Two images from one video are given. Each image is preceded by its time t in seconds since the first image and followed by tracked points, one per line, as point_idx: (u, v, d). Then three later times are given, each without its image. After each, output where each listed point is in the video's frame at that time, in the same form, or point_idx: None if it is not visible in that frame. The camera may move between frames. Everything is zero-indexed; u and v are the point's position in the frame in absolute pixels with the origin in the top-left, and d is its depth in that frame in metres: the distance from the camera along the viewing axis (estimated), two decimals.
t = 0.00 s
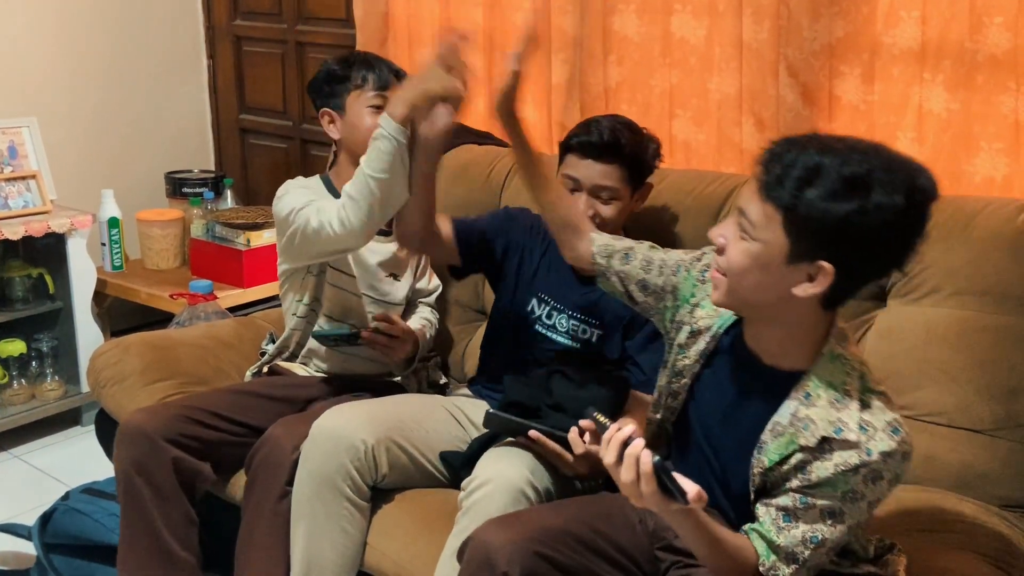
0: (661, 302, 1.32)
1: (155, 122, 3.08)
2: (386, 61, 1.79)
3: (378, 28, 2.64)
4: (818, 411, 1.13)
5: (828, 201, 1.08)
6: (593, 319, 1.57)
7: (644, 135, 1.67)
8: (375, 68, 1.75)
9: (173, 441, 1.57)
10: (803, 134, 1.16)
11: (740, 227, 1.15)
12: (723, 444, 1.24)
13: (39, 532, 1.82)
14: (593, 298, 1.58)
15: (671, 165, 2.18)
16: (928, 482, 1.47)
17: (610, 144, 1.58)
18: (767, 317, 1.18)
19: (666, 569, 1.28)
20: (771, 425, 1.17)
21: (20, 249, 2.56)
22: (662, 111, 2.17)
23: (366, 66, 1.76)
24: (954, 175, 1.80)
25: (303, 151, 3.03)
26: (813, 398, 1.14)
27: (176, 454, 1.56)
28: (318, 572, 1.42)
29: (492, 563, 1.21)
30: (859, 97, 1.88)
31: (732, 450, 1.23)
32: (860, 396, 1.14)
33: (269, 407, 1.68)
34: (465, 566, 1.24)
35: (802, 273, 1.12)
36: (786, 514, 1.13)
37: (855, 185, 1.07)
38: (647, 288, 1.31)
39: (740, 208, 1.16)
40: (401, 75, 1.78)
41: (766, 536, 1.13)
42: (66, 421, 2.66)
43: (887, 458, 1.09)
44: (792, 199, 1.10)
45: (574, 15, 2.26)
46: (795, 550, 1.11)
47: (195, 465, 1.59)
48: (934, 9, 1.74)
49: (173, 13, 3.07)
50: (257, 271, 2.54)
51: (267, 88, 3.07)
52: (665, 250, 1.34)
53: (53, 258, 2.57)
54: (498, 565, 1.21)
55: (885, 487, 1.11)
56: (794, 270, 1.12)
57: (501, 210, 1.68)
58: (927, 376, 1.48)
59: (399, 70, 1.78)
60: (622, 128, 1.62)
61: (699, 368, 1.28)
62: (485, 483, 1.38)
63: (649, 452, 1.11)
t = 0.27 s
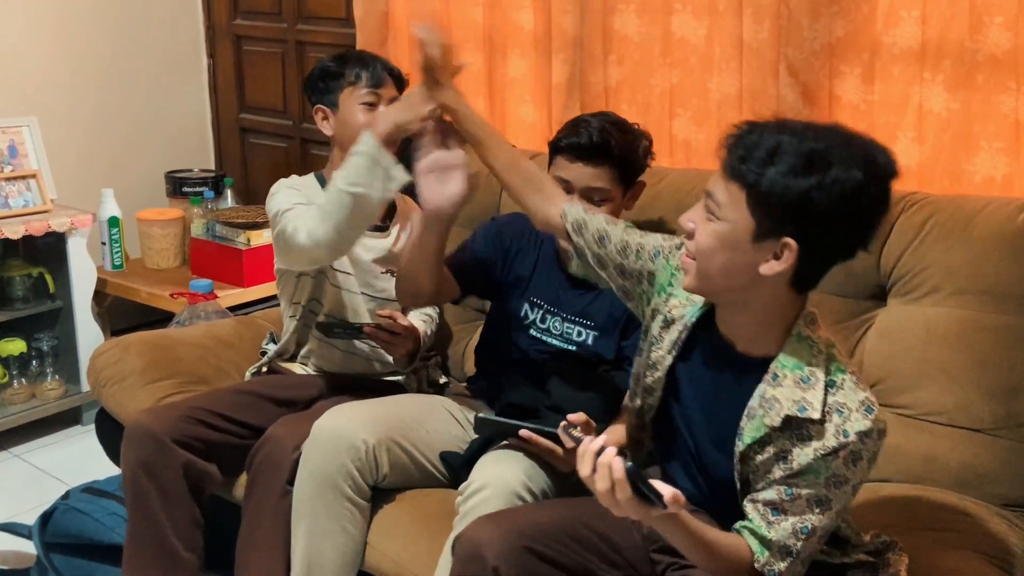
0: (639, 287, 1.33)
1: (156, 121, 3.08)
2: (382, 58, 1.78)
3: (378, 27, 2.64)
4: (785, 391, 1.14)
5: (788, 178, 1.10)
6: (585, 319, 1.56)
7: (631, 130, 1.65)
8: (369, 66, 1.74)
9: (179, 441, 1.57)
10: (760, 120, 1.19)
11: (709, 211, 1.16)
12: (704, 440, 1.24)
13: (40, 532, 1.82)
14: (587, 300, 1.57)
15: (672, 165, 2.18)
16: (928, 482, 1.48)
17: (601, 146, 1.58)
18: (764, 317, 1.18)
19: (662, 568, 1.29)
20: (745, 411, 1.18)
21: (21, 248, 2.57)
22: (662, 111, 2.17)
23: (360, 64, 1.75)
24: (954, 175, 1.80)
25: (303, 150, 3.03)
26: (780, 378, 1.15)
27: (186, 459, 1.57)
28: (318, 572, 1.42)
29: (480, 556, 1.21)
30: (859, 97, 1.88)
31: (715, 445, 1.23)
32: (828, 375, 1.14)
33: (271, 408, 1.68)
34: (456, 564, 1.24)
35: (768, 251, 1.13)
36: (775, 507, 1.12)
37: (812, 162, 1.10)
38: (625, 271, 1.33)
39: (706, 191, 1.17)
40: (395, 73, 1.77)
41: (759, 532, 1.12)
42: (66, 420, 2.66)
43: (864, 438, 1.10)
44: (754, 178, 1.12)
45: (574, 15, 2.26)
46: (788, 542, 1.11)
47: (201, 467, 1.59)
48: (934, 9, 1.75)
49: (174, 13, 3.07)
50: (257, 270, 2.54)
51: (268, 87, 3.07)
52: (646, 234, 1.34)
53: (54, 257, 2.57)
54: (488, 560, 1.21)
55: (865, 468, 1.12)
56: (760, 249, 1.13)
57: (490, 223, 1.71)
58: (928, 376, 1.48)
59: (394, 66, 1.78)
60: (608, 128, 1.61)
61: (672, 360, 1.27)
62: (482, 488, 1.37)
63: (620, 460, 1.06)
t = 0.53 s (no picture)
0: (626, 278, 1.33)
1: (156, 121, 3.08)
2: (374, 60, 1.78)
3: (378, 27, 2.64)
4: (777, 379, 1.13)
5: (779, 164, 1.09)
6: (586, 321, 1.55)
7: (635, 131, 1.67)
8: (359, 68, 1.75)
9: (179, 441, 1.57)
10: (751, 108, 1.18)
11: (700, 201, 1.16)
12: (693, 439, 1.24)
13: (41, 531, 1.82)
14: (588, 301, 1.56)
15: (672, 164, 2.17)
16: (929, 481, 1.48)
17: (596, 136, 1.58)
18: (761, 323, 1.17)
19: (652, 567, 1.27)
20: (737, 399, 1.17)
21: (21, 247, 2.57)
22: (662, 110, 2.17)
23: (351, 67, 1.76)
24: (955, 175, 1.80)
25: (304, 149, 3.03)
26: (773, 366, 1.14)
27: (186, 457, 1.57)
28: (318, 570, 1.43)
29: (465, 559, 1.21)
30: (860, 96, 1.88)
31: (706, 442, 1.22)
32: (820, 364, 1.13)
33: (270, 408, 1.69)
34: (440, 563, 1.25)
35: (761, 238, 1.12)
36: (766, 500, 1.12)
37: (801, 147, 1.09)
38: (615, 263, 1.33)
39: (698, 181, 1.17)
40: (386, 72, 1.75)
41: (749, 524, 1.12)
42: (67, 420, 2.66)
43: (853, 428, 1.09)
44: (744, 163, 1.11)
45: (574, 14, 2.26)
46: (777, 533, 1.10)
47: (203, 468, 1.59)
48: (935, 8, 1.74)
49: (175, 13, 3.08)
50: (257, 269, 2.54)
51: (268, 87, 3.07)
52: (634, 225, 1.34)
53: (54, 257, 2.57)
54: (474, 563, 1.21)
55: (854, 458, 1.11)
56: (753, 237, 1.12)
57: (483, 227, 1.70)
58: (928, 375, 1.48)
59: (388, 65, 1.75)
60: (611, 122, 1.62)
61: (661, 348, 1.26)
62: (473, 492, 1.37)
63: (594, 461, 1.06)
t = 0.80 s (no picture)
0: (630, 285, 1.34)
1: (157, 120, 3.08)
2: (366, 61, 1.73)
3: (379, 26, 2.64)
4: (779, 379, 1.13)
5: (777, 171, 1.08)
6: (587, 318, 1.56)
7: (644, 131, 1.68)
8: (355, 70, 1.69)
9: (168, 437, 1.57)
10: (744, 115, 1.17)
11: (700, 210, 1.15)
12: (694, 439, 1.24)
13: (41, 530, 1.82)
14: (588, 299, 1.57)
15: (672, 164, 2.17)
16: (929, 480, 1.48)
17: (599, 127, 1.61)
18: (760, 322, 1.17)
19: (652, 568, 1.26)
20: (736, 399, 1.17)
21: (22, 247, 2.57)
22: (663, 109, 2.17)
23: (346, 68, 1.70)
24: (956, 175, 1.79)
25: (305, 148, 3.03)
26: (775, 366, 1.14)
27: (171, 452, 1.57)
28: (317, 569, 1.42)
29: (464, 555, 1.21)
30: (861, 96, 1.88)
31: (707, 441, 1.22)
32: (822, 364, 1.13)
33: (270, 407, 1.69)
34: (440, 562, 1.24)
35: (765, 245, 1.11)
36: (763, 497, 1.11)
37: (799, 154, 1.08)
38: (619, 271, 1.33)
39: (696, 190, 1.16)
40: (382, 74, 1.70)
41: (745, 521, 1.10)
42: (68, 419, 2.67)
43: (854, 427, 1.08)
44: (744, 173, 1.10)
45: (574, 14, 2.26)
46: (774, 532, 1.08)
47: (191, 461, 1.59)
48: (936, 8, 1.74)
49: (176, 13, 3.08)
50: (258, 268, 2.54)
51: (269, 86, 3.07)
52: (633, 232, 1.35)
53: (55, 256, 2.57)
54: (473, 557, 1.21)
55: (854, 458, 1.11)
56: (755, 244, 1.11)
57: (489, 229, 1.70)
58: (929, 375, 1.48)
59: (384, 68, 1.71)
60: (619, 117, 1.64)
61: (668, 353, 1.27)
62: (465, 497, 1.36)
63: (579, 443, 1.07)
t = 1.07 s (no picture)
0: (645, 295, 1.32)
1: (158, 119, 3.08)
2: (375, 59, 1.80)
3: (380, 25, 2.64)
4: (803, 395, 1.13)
5: (778, 195, 1.05)
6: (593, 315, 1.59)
7: (655, 134, 1.70)
8: (364, 68, 1.76)
9: (154, 437, 1.57)
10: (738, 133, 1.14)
11: (706, 237, 1.12)
12: (704, 438, 1.24)
13: (42, 529, 1.82)
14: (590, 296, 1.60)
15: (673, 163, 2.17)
16: (930, 479, 1.47)
17: (610, 128, 1.63)
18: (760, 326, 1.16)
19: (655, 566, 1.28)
20: (756, 410, 1.17)
21: (24, 246, 2.57)
22: (664, 109, 2.17)
23: (355, 66, 1.77)
24: (958, 174, 1.79)
25: (306, 148, 3.03)
26: (798, 380, 1.14)
27: (158, 448, 1.56)
28: (317, 569, 1.42)
29: (474, 554, 1.21)
30: (862, 95, 1.87)
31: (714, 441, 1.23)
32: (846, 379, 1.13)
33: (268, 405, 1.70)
34: (449, 563, 1.24)
35: (776, 266, 1.09)
36: (773, 501, 1.12)
37: (798, 171, 1.05)
38: (635, 283, 1.31)
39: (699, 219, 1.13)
40: (390, 74, 1.78)
41: (753, 521, 1.12)
42: (69, 418, 2.67)
43: (873, 442, 1.08)
44: (744, 200, 1.07)
45: (575, 13, 2.25)
46: (783, 534, 1.10)
47: (180, 460, 1.59)
48: (938, 7, 1.74)
49: (177, 12, 3.08)
50: (259, 268, 2.54)
51: (270, 85, 3.07)
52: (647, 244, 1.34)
53: (56, 255, 2.57)
54: (481, 556, 1.20)
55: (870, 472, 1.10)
56: (765, 266, 1.09)
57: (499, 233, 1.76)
58: (930, 375, 1.48)
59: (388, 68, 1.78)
60: (629, 119, 1.65)
61: (686, 362, 1.27)
62: (467, 497, 1.36)
63: (589, 440, 1.09)
